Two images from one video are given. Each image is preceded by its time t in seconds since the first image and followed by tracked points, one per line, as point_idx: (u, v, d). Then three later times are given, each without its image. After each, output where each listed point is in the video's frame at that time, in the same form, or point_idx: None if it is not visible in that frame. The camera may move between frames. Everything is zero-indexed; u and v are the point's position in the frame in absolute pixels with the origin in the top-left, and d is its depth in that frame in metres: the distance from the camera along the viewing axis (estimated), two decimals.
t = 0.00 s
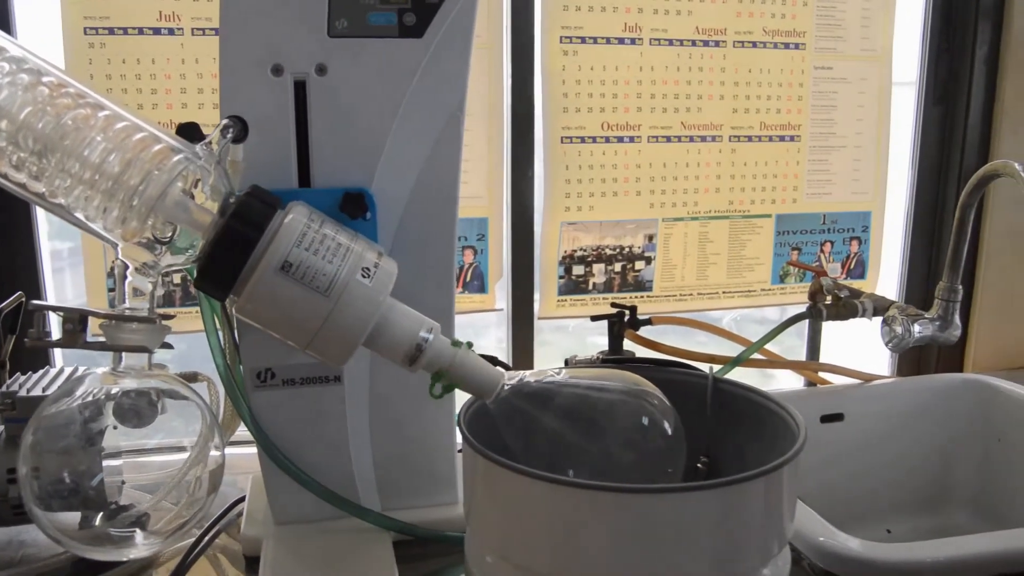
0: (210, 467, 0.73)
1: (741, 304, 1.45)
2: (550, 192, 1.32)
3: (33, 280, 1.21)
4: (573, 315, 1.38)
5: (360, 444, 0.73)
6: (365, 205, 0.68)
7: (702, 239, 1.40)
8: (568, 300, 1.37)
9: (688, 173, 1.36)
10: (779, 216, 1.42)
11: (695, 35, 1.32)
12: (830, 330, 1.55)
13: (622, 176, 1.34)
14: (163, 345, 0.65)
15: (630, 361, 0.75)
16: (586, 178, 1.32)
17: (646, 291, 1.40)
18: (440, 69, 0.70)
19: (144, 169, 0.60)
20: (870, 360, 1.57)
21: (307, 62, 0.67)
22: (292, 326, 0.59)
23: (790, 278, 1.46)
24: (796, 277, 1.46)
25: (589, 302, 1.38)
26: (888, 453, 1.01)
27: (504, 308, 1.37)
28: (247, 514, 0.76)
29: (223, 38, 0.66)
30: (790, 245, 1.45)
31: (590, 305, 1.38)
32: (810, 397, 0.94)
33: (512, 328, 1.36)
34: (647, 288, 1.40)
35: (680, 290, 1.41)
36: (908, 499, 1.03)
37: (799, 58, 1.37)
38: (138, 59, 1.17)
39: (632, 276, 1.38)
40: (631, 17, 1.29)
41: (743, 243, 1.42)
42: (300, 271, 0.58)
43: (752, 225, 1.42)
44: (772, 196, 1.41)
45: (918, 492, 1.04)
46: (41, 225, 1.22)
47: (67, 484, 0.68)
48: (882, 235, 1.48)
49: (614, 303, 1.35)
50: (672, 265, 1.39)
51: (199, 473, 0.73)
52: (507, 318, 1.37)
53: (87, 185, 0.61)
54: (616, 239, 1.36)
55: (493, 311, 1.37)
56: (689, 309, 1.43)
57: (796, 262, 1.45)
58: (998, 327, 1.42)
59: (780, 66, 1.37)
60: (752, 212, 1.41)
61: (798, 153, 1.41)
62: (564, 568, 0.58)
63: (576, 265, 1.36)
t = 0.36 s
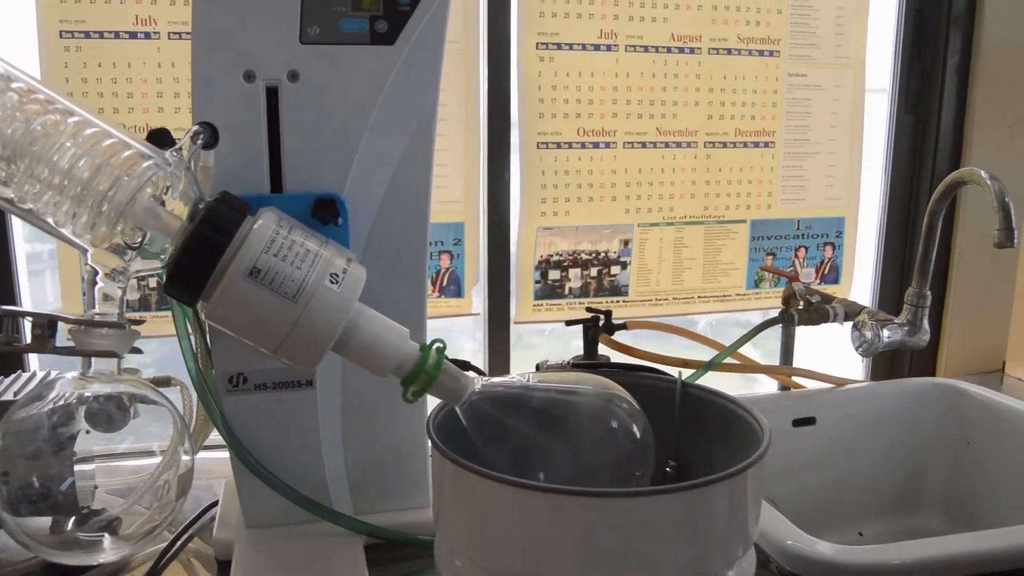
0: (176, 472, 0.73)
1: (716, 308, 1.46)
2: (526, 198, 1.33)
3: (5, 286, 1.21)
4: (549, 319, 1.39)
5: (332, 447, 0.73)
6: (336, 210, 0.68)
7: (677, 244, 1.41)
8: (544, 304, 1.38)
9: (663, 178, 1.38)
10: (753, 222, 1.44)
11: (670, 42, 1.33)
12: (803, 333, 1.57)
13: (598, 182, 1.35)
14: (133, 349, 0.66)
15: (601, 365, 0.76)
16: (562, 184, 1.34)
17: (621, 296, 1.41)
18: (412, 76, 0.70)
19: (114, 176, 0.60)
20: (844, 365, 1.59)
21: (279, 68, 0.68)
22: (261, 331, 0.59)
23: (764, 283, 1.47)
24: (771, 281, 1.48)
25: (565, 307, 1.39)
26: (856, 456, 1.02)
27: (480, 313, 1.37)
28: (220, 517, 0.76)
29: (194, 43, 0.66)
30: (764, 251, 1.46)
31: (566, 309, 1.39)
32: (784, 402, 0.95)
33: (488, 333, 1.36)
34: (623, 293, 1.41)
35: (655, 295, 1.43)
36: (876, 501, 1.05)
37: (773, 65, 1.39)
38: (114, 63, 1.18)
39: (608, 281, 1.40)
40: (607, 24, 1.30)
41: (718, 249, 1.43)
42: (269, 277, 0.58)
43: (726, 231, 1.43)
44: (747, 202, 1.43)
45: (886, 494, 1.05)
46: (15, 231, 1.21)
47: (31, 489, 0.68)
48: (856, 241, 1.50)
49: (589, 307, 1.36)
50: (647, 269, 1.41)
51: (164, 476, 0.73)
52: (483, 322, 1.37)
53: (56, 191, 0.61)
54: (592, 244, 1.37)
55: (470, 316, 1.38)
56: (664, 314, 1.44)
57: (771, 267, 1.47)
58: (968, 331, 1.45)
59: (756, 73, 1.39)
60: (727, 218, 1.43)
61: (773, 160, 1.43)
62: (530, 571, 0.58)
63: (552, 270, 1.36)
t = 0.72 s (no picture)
0: (157, 474, 0.74)
1: (700, 311, 1.47)
2: (511, 203, 1.33)
3: None
4: (533, 322, 1.39)
5: (314, 448, 0.74)
6: (318, 214, 0.69)
7: (662, 247, 1.42)
8: (529, 307, 1.38)
9: (646, 182, 1.39)
10: (737, 225, 1.45)
11: (654, 47, 1.35)
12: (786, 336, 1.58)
13: (582, 186, 1.36)
14: (114, 352, 0.67)
15: (582, 367, 0.76)
16: (546, 188, 1.34)
17: (606, 298, 1.41)
18: (395, 82, 0.71)
19: (95, 179, 0.61)
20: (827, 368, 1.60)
21: (262, 73, 0.68)
22: (242, 335, 0.60)
23: (748, 286, 1.48)
24: (755, 285, 1.49)
25: (550, 310, 1.39)
26: (836, 457, 1.03)
27: (465, 315, 1.38)
28: (203, 519, 0.76)
29: (178, 48, 0.66)
30: (748, 254, 1.47)
31: (551, 312, 1.39)
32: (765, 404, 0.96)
33: (472, 336, 1.37)
34: (608, 296, 1.42)
35: (640, 298, 1.43)
36: (857, 502, 1.06)
37: (757, 70, 1.41)
38: (100, 65, 1.19)
39: (592, 284, 1.40)
40: (591, 29, 1.31)
41: (703, 252, 1.44)
42: (249, 281, 0.59)
43: (711, 234, 1.44)
44: (731, 206, 1.44)
45: (867, 496, 1.06)
46: None
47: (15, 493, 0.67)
48: (839, 245, 1.52)
49: (574, 310, 1.37)
50: (632, 273, 1.41)
51: (145, 478, 0.74)
52: (468, 325, 1.38)
53: (37, 194, 0.61)
54: (576, 248, 1.38)
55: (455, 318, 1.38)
56: (648, 317, 1.45)
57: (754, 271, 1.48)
58: (949, 334, 1.47)
59: (739, 78, 1.40)
60: (711, 221, 1.43)
61: (756, 164, 1.44)
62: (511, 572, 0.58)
63: (537, 273, 1.37)
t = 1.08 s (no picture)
0: (138, 477, 0.74)
1: (685, 315, 1.48)
2: (495, 207, 1.34)
3: None
4: (519, 325, 1.40)
5: (297, 451, 0.74)
6: (301, 219, 0.69)
7: (646, 251, 1.43)
8: (514, 310, 1.39)
9: (631, 186, 1.40)
10: (721, 229, 1.46)
11: (638, 52, 1.36)
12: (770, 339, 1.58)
13: (567, 189, 1.37)
14: (95, 356, 0.68)
15: (564, 370, 0.77)
16: (532, 192, 1.35)
17: (591, 302, 1.42)
18: (376, 88, 0.71)
19: (77, 185, 0.62)
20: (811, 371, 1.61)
21: (244, 80, 0.69)
22: (221, 338, 0.60)
23: (733, 290, 1.49)
24: (738, 288, 1.50)
25: (535, 313, 1.40)
26: (817, 458, 1.04)
27: (451, 319, 1.38)
28: (188, 523, 0.77)
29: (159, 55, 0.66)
30: (732, 258, 1.48)
31: (536, 315, 1.40)
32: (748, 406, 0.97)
33: (458, 339, 1.37)
34: (593, 299, 1.42)
35: (625, 301, 1.44)
36: (839, 504, 1.07)
37: (740, 75, 1.42)
38: (85, 70, 1.19)
39: (577, 287, 1.41)
40: (575, 34, 1.32)
41: (687, 255, 1.45)
42: (229, 285, 0.59)
43: (695, 237, 1.45)
44: (715, 209, 1.45)
45: (848, 497, 1.07)
46: None
47: None
48: (822, 249, 1.52)
49: (558, 313, 1.38)
50: (617, 276, 1.42)
51: (128, 481, 0.74)
52: (454, 328, 1.38)
53: (18, 201, 0.62)
54: (562, 251, 1.39)
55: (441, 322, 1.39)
56: (633, 320, 1.46)
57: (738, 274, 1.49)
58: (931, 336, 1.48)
59: (723, 83, 1.41)
60: (695, 225, 1.44)
61: (740, 168, 1.45)
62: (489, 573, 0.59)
63: (521, 276, 1.38)
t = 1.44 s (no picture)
0: (124, 480, 0.75)
1: (669, 319, 1.50)
2: (481, 213, 1.36)
3: None
4: (505, 330, 1.41)
5: (282, 454, 0.75)
6: (285, 226, 0.71)
7: (631, 256, 1.45)
8: (500, 315, 1.40)
9: (616, 193, 1.41)
10: (705, 234, 1.48)
11: (623, 59, 1.38)
12: (753, 342, 1.60)
13: (552, 196, 1.38)
14: (82, 360, 0.69)
15: (545, 373, 0.78)
16: (517, 198, 1.37)
17: (577, 306, 1.44)
18: (359, 97, 0.73)
19: (64, 194, 0.63)
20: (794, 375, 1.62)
21: (229, 89, 0.70)
22: (205, 343, 0.61)
23: (717, 294, 1.51)
24: (723, 293, 1.51)
25: (521, 318, 1.41)
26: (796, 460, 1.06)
27: (438, 323, 1.40)
28: (173, 525, 0.78)
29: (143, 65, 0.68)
30: (716, 263, 1.50)
31: (522, 320, 1.42)
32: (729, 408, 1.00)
33: (445, 343, 1.39)
34: (578, 304, 1.44)
35: (610, 306, 1.46)
36: (817, 505, 1.09)
37: (723, 82, 1.44)
38: (74, 78, 1.21)
39: (563, 292, 1.42)
40: (560, 42, 1.34)
41: (671, 260, 1.47)
42: (212, 291, 0.61)
43: (680, 243, 1.47)
44: (698, 215, 1.47)
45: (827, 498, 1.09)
46: None
47: None
48: (805, 253, 1.55)
49: (544, 318, 1.39)
50: (601, 281, 1.44)
51: (115, 483, 0.76)
52: (440, 333, 1.40)
53: (6, 208, 0.63)
54: (547, 256, 1.41)
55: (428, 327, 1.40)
56: (618, 324, 1.47)
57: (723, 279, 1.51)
58: (910, 339, 1.50)
59: (706, 90, 1.43)
60: (680, 230, 1.46)
61: (723, 174, 1.47)
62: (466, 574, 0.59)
63: (507, 281, 1.39)
